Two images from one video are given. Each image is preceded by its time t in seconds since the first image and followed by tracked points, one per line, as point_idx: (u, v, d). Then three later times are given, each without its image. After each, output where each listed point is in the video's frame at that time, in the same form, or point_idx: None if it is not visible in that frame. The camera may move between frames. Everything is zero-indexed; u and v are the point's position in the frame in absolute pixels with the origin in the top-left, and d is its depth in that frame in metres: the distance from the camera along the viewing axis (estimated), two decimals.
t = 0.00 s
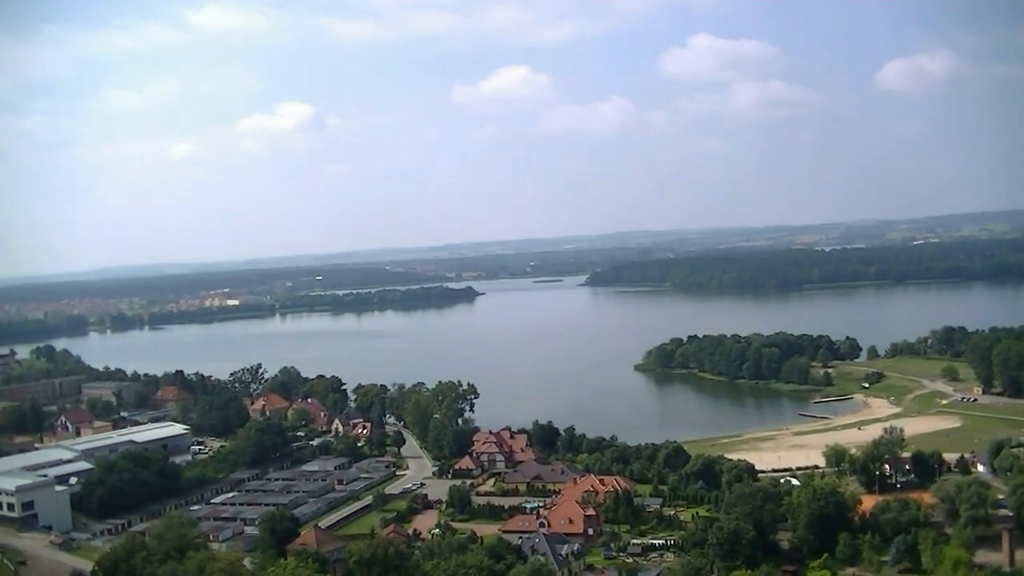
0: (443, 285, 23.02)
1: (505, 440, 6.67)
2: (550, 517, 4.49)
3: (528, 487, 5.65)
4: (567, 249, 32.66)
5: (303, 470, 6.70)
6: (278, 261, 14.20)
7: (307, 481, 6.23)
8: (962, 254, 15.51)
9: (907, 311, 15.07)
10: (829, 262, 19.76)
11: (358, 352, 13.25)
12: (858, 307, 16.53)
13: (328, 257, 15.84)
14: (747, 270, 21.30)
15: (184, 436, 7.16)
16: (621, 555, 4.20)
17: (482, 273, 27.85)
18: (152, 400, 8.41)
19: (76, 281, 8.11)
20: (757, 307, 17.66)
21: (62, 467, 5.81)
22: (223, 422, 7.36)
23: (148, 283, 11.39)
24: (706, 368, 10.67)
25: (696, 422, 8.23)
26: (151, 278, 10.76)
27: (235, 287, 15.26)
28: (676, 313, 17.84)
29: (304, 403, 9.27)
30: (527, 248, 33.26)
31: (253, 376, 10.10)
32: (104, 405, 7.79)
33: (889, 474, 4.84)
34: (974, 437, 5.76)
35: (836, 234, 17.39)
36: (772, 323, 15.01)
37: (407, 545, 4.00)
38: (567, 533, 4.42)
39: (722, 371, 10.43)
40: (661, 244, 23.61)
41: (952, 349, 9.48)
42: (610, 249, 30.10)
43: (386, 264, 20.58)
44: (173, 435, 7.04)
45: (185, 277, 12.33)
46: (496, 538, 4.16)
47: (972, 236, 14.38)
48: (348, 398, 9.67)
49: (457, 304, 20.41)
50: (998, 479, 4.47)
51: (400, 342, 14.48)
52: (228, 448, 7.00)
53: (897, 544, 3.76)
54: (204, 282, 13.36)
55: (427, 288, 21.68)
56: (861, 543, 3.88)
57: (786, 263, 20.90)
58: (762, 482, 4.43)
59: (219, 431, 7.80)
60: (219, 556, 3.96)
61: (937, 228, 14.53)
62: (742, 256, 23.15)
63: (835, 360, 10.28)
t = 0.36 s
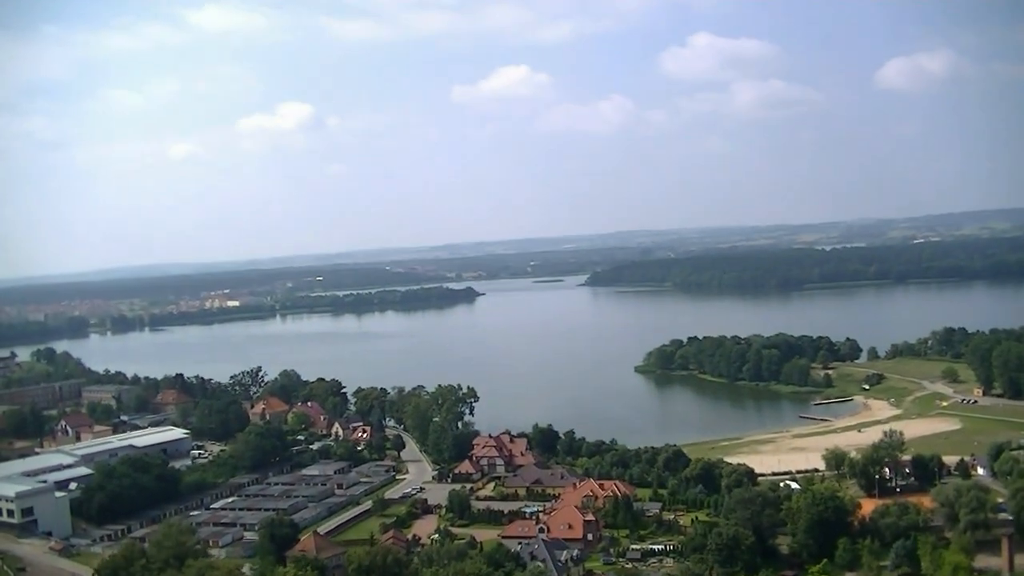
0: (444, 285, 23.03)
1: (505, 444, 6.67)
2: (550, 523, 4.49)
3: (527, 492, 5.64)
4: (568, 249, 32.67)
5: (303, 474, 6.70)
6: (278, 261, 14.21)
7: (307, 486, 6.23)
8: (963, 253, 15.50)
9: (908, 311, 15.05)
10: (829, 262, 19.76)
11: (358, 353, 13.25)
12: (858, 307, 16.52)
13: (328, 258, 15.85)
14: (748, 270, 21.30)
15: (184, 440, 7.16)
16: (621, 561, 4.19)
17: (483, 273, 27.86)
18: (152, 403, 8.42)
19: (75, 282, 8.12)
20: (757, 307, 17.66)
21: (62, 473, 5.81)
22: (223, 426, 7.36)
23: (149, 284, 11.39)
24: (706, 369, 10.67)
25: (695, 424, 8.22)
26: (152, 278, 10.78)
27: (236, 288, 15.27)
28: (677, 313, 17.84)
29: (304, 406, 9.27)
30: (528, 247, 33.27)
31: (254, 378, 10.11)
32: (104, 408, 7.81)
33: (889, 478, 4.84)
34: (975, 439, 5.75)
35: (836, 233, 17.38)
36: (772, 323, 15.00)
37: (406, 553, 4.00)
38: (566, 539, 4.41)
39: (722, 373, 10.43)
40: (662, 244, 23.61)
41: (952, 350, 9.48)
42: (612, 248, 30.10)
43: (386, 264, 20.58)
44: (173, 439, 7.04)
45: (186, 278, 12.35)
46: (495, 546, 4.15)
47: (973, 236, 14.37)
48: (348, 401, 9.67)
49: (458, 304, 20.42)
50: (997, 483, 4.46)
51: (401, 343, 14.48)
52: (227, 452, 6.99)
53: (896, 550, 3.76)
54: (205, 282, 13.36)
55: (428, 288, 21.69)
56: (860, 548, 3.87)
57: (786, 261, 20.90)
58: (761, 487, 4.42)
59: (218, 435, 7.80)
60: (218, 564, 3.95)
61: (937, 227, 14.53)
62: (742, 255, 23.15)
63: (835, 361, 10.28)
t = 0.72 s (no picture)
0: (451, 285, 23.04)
1: (512, 447, 6.67)
2: (557, 527, 4.49)
3: (534, 496, 5.64)
4: (576, 248, 32.65)
5: (311, 478, 6.71)
6: (286, 261, 14.24)
7: (314, 489, 6.23)
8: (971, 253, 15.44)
9: (916, 310, 15.00)
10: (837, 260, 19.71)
11: (365, 353, 13.27)
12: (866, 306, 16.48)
13: (335, 257, 15.87)
14: (755, 269, 21.26)
15: (192, 444, 7.18)
16: (628, 566, 4.19)
17: (490, 273, 27.87)
18: (159, 406, 8.36)
19: (81, 284, 8.14)
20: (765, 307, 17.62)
21: (69, 477, 5.83)
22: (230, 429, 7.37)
23: (156, 284, 11.42)
24: (713, 371, 10.65)
25: (703, 425, 8.21)
26: (159, 279, 10.81)
27: (244, 288, 15.30)
28: (684, 313, 17.82)
29: (312, 409, 9.29)
30: (536, 246, 33.26)
31: (261, 381, 10.13)
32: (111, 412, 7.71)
33: (896, 481, 4.82)
34: (983, 442, 5.73)
35: (843, 231, 17.34)
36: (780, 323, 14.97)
37: (412, 559, 4.00)
38: (573, 544, 4.41)
39: (729, 374, 10.41)
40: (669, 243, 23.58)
41: (961, 351, 9.45)
42: (619, 247, 30.07)
43: (394, 263, 20.60)
44: (181, 443, 7.06)
45: (193, 278, 12.38)
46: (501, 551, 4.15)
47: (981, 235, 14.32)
48: (355, 403, 9.68)
49: (465, 304, 20.43)
50: (1006, 487, 4.45)
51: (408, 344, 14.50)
52: (234, 455, 7.00)
53: (903, 555, 3.74)
54: (212, 283, 13.39)
55: (435, 288, 21.70)
56: (867, 553, 3.86)
57: (794, 259, 20.85)
58: (768, 491, 4.41)
59: (225, 438, 7.81)
60: (224, 570, 3.95)
61: (945, 225, 14.47)
62: (750, 254, 23.10)
63: (843, 362, 10.26)
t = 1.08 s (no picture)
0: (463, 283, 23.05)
1: (523, 449, 6.68)
2: (568, 531, 4.49)
3: (545, 498, 5.65)
4: (588, 245, 32.62)
5: (322, 479, 6.73)
6: (297, 259, 14.26)
7: (326, 491, 6.26)
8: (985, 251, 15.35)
9: (929, 309, 14.93)
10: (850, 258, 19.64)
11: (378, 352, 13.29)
12: (879, 304, 16.41)
13: (347, 255, 15.90)
14: (768, 267, 21.19)
15: (204, 445, 7.21)
16: (639, 569, 4.19)
17: (502, 271, 27.87)
18: (171, 406, 8.40)
19: (91, 284, 8.16)
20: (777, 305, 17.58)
21: (81, 479, 5.87)
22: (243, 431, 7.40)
23: (168, 283, 11.46)
24: (725, 371, 10.63)
25: (715, 426, 8.20)
26: (170, 278, 10.84)
27: (256, 287, 15.34)
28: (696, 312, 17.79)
29: (323, 410, 9.31)
30: (548, 244, 33.25)
31: (273, 381, 10.16)
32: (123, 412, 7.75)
33: (908, 484, 4.81)
34: (996, 443, 5.71)
35: (856, 229, 17.26)
36: (792, 321, 14.93)
37: (422, 564, 4.01)
38: (583, 547, 4.41)
39: (742, 374, 10.39)
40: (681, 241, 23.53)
41: (974, 351, 9.41)
42: (632, 245, 30.02)
43: (406, 261, 20.62)
44: (193, 445, 7.09)
45: (205, 276, 12.41)
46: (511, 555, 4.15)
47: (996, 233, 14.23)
48: (366, 404, 9.71)
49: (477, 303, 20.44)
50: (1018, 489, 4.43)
51: (420, 342, 14.53)
52: (246, 457, 7.03)
53: (915, 559, 3.74)
54: (224, 281, 13.42)
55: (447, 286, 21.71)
56: (879, 556, 3.85)
57: (806, 257, 20.78)
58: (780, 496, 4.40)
59: (237, 439, 7.84)
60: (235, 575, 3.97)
61: (959, 223, 14.39)
62: (762, 251, 23.03)
63: (855, 362, 10.22)
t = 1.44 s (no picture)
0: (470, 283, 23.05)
1: (529, 452, 6.68)
2: (573, 536, 4.49)
3: (550, 502, 5.65)
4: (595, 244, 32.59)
5: (327, 482, 6.74)
6: (304, 258, 14.27)
7: (331, 495, 6.27)
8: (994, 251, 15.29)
9: (937, 309, 14.88)
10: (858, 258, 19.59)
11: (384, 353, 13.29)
12: (886, 305, 16.37)
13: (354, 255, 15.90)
14: (776, 266, 21.14)
15: (210, 448, 7.22)
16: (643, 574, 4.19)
17: (509, 270, 27.85)
18: (178, 408, 8.42)
19: (98, 284, 8.16)
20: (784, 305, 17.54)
21: (87, 483, 5.88)
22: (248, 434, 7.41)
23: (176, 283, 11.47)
24: (732, 373, 10.62)
25: (721, 428, 8.19)
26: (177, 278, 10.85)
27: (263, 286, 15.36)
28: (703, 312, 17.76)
29: (329, 412, 9.32)
30: (555, 243, 33.22)
31: (280, 382, 10.17)
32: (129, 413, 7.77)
33: (914, 488, 4.80)
34: (1002, 447, 5.69)
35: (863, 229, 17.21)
36: (799, 322, 14.90)
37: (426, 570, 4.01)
38: (588, 552, 4.41)
39: (748, 376, 10.37)
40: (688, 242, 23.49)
41: (980, 353, 9.38)
42: (639, 244, 29.98)
43: (413, 260, 20.62)
44: (198, 448, 7.10)
45: (211, 275, 12.42)
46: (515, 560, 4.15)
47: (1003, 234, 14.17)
48: (373, 406, 9.71)
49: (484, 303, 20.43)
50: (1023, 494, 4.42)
51: (427, 343, 14.52)
52: (251, 461, 7.04)
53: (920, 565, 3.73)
54: (231, 281, 13.43)
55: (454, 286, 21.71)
56: (883, 561, 3.85)
57: (814, 257, 20.73)
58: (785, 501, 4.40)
59: (243, 441, 7.85)
60: None
61: (967, 223, 14.33)
62: (770, 251, 22.97)
63: (862, 363, 10.20)
